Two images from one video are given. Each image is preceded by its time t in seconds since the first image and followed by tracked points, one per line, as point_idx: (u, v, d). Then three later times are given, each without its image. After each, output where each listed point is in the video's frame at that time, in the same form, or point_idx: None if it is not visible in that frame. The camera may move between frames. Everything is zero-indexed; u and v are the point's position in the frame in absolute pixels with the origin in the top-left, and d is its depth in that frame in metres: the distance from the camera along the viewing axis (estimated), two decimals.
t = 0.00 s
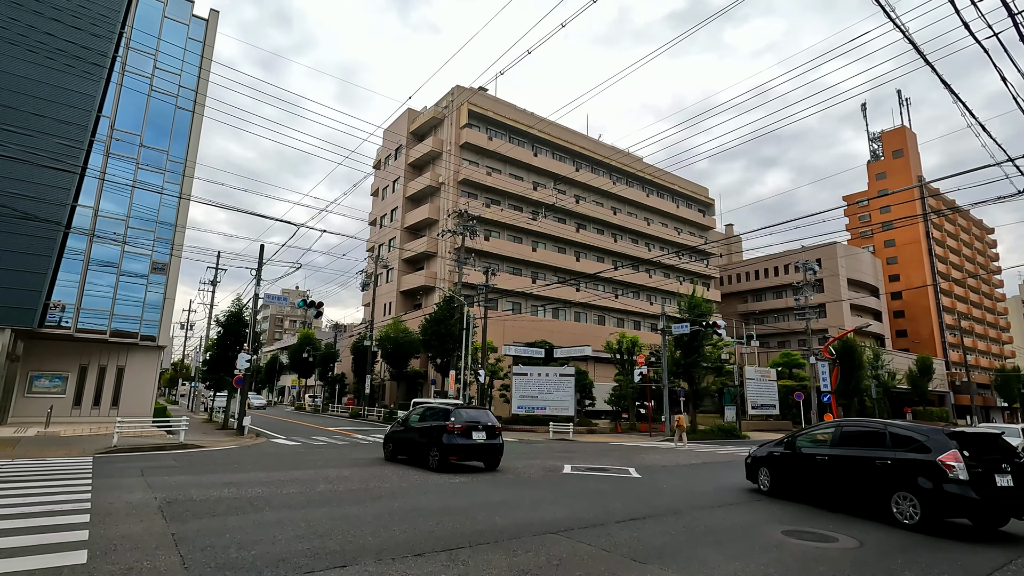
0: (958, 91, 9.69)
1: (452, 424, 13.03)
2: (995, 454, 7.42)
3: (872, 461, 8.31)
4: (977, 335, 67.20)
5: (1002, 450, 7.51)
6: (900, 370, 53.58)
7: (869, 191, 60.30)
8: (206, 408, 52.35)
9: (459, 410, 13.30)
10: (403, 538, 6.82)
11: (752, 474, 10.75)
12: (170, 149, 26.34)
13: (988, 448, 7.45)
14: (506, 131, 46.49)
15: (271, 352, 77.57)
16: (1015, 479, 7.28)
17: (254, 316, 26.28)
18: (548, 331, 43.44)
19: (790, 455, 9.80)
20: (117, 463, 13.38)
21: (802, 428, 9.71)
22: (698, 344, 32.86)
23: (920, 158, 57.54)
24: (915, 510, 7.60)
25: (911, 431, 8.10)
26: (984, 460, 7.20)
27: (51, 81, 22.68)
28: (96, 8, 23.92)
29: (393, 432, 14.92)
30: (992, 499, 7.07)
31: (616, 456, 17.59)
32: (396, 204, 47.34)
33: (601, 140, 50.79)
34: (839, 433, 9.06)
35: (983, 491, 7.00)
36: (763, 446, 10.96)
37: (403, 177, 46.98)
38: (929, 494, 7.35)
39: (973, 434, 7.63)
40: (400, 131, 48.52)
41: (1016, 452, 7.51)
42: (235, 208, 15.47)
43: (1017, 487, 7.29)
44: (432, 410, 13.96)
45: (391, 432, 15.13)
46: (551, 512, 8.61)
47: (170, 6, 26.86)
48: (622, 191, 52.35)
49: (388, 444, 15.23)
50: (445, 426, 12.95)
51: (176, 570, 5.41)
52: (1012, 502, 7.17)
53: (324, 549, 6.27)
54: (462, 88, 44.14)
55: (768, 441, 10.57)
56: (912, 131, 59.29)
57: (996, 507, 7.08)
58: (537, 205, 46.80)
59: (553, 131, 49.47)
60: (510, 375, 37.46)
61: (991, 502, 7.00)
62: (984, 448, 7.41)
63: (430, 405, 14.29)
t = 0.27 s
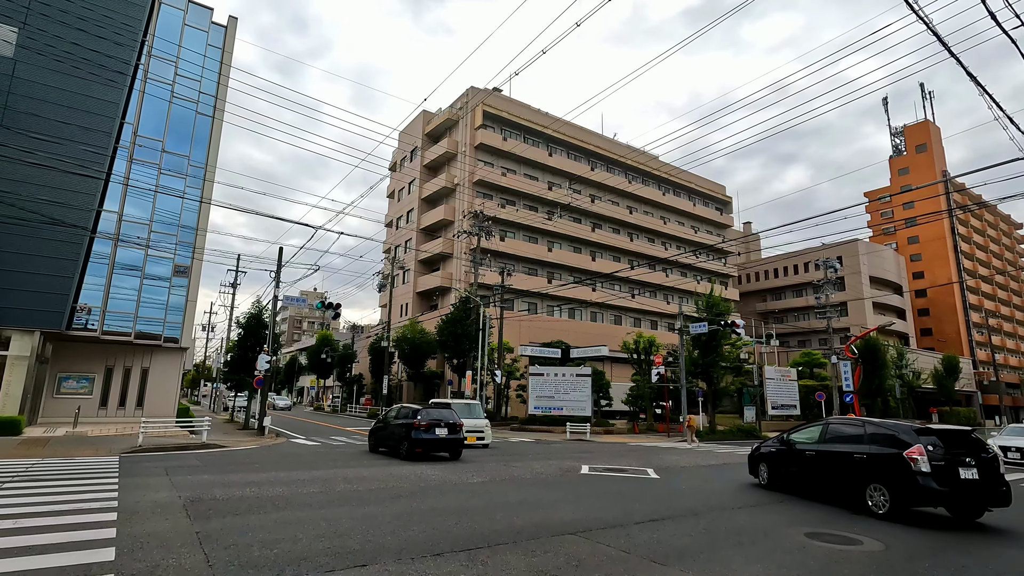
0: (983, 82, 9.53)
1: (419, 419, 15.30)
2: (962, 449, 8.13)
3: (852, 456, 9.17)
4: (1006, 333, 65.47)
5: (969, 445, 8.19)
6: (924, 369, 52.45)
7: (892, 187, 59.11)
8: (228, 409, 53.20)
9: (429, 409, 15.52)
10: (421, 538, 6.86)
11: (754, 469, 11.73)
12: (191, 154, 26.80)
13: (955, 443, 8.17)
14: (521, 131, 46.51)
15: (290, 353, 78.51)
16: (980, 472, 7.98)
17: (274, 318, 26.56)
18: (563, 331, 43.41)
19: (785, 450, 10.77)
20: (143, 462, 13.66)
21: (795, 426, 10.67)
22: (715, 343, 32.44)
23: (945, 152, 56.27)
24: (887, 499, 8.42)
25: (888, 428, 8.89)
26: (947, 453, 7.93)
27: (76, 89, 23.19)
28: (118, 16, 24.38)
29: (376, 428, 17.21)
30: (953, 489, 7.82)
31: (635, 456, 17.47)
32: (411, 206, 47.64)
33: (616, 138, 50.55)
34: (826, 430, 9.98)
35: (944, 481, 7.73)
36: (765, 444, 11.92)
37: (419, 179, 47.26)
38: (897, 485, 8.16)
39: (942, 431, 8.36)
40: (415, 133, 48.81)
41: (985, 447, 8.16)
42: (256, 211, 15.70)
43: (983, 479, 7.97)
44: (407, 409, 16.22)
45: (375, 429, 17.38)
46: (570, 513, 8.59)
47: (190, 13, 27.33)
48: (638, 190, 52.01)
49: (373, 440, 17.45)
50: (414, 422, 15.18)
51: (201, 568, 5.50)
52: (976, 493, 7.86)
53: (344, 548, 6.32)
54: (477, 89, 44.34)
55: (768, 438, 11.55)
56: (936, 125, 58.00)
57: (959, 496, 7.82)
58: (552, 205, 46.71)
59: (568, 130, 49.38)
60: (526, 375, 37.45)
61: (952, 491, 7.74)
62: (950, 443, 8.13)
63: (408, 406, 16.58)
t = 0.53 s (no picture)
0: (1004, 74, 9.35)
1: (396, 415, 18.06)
2: (931, 445, 8.85)
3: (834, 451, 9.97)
4: None
5: (939, 441, 8.92)
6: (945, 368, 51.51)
7: (910, 182, 58.09)
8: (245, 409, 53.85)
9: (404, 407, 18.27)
10: (437, 537, 6.89)
11: (754, 464, 12.52)
12: (207, 158, 27.20)
13: (924, 439, 8.91)
14: (532, 131, 46.50)
15: (305, 354, 79.20)
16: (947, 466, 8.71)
17: (289, 319, 26.78)
18: (576, 331, 43.28)
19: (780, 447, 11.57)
20: (162, 461, 13.88)
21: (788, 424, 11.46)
22: (731, 342, 32.12)
23: (965, 146, 55.21)
24: (862, 490, 9.20)
25: (867, 426, 9.61)
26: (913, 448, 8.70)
27: (95, 95, 23.59)
28: (136, 23, 24.75)
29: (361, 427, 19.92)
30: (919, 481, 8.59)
31: (649, 456, 17.38)
32: (424, 206, 47.83)
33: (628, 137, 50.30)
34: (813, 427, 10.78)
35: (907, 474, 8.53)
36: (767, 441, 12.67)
37: (431, 179, 47.43)
38: (869, 477, 8.94)
39: (913, 428, 9.08)
40: (427, 134, 49.01)
41: (954, 443, 8.87)
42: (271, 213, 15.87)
43: (951, 472, 8.67)
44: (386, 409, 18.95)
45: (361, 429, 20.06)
46: (584, 514, 8.57)
47: (205, 19, 27.70)
48: (651, 188, 51.70)
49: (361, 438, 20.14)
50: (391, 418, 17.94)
51: (221, 566, 5.57)
52: (942, 485, 8.58)
53: (360, 547, 6.37)
54: (488, 89, 44.39)
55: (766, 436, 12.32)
56: (956, 119, 56.93)
57: (925, 488, 8.57)
58: (564, 204, 46.60)
59: (579, 129, 49.23)
60: (540, 375, 37.41)
61: (917, 483, 8.50)
62: (920, 440, 8.88)
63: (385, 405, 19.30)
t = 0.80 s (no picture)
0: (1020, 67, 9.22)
1: (380, 413, 20.84)
2: (900, 439, 9.47)
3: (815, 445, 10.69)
4: None
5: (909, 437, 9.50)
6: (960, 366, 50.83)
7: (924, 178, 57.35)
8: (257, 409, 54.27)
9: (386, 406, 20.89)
10: (448, 536, 6.91)
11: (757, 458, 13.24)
12: (218, 160, 27.46)
13: (895, 435, 9.52)
14: (541, 130, 46.47)
15: (316, 354, 79.72)
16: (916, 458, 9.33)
17: (300, 320, 26.96)
18: (586, 330, 43.20)
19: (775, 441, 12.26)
20: (175, 461, 14.01)
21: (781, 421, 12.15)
22: (742, 341, 31.94)
23: (980, 141, 54.41)
24: (838, 481, 9.86)
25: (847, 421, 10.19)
26: (881, 440, 9.36)
27: (109, 99, 23.83)
28: (148, 27, 24.90)
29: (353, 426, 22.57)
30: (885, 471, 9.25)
31: (660, 456, 17.32)
32: (432, 207, 47.96)
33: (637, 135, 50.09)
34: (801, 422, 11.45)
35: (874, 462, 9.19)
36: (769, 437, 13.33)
37: (440, 180, 47.55)
38: (843, 469, 9.60)
39: (887, 424, 9.64)
40: (436, 134, 49.10)
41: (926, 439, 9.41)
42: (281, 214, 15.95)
43: (920, 465, 9.22)
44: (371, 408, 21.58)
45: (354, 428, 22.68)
46: (595, 513, 8.55)
47: (215, 22, 27.97)
48: (661, 187, 51.45)
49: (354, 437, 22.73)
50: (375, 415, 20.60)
51: (234, 565, 5.61)
52: (910, 475, 9.17)
53: (373, 546, 6.41)
54: (496, 89, 44.41)
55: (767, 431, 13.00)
56: (970, 113, 56.11)
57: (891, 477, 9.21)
58: (573, 203, 46.51)
59: (587, 128, 49.11)
60: (549, 374, 37.42)
61: (885, 473, 9.12)
62: (890, 435, 9.49)
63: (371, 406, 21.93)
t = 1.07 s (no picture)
0: None
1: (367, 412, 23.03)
2: (873, 434, 10.38)
3: (800, 439, 11.62)
4: None
5: (881, 432, 10.37)
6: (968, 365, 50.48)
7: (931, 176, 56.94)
8: (263, 408, 54.55)
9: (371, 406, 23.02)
10: (454, 535, 6.92)
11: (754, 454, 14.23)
12: (224, 161, 27.60)
13: (868, 430, 10.43)
14: (545, 129, 46.44)
15: (321, 354, 79.94)
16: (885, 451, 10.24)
17: (306, 319, 27.03)
18: (591, 330, 43.15)
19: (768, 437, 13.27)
20: (183, 460, 14.13)
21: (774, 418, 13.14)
22: (747, 340, 31.83)
23: (988, 138, 53.98)
24: (816, 473, 10.84)
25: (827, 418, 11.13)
26: (854, 435, 10.29)
27: (116, 101, 23.94)
28: (155, 29, 24.95)
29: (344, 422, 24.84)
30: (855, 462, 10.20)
31: (666, 455, 17.29)
32: (437, 206, 48.01)
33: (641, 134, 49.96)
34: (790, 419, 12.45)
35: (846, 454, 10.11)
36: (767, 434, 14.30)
37: (444, 179, 47.58)
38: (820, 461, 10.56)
39: (860, 420, 10.57)
40: (440, 134, 49.14)
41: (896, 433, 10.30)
42: (287, 214, 16.01)
43: (890, 458, 10.13)
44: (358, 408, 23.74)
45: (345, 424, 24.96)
46: (601, 512, 8.54)
47: (220, 23, 28.09)
48: (666, 185, 51.29)
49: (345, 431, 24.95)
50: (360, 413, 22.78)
51: (243, 563, 5.65)
52: (880, 467, 10.05)
53: (379, 544, 6.42)
54: (500, 89, 44.38)
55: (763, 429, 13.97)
56: (978, 110, 55.66)
57: (861, 468, 10.15)
58: (577, 202, 46.45)
59: (591, 127, 49.04)
60: (554, 374, 37.40)
61: (856, 464, 10.06)
62: (864, 430, 10.39)
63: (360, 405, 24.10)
